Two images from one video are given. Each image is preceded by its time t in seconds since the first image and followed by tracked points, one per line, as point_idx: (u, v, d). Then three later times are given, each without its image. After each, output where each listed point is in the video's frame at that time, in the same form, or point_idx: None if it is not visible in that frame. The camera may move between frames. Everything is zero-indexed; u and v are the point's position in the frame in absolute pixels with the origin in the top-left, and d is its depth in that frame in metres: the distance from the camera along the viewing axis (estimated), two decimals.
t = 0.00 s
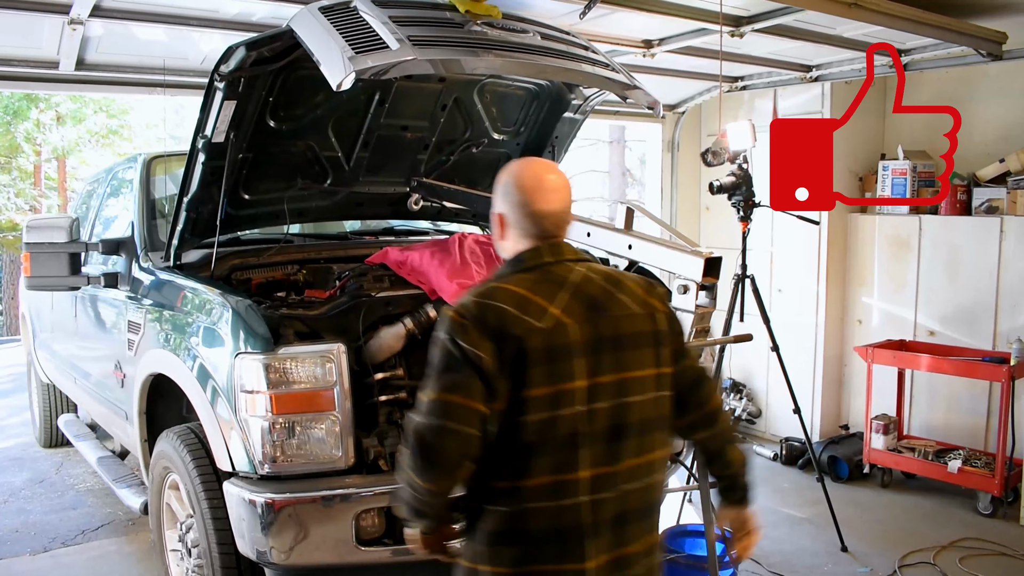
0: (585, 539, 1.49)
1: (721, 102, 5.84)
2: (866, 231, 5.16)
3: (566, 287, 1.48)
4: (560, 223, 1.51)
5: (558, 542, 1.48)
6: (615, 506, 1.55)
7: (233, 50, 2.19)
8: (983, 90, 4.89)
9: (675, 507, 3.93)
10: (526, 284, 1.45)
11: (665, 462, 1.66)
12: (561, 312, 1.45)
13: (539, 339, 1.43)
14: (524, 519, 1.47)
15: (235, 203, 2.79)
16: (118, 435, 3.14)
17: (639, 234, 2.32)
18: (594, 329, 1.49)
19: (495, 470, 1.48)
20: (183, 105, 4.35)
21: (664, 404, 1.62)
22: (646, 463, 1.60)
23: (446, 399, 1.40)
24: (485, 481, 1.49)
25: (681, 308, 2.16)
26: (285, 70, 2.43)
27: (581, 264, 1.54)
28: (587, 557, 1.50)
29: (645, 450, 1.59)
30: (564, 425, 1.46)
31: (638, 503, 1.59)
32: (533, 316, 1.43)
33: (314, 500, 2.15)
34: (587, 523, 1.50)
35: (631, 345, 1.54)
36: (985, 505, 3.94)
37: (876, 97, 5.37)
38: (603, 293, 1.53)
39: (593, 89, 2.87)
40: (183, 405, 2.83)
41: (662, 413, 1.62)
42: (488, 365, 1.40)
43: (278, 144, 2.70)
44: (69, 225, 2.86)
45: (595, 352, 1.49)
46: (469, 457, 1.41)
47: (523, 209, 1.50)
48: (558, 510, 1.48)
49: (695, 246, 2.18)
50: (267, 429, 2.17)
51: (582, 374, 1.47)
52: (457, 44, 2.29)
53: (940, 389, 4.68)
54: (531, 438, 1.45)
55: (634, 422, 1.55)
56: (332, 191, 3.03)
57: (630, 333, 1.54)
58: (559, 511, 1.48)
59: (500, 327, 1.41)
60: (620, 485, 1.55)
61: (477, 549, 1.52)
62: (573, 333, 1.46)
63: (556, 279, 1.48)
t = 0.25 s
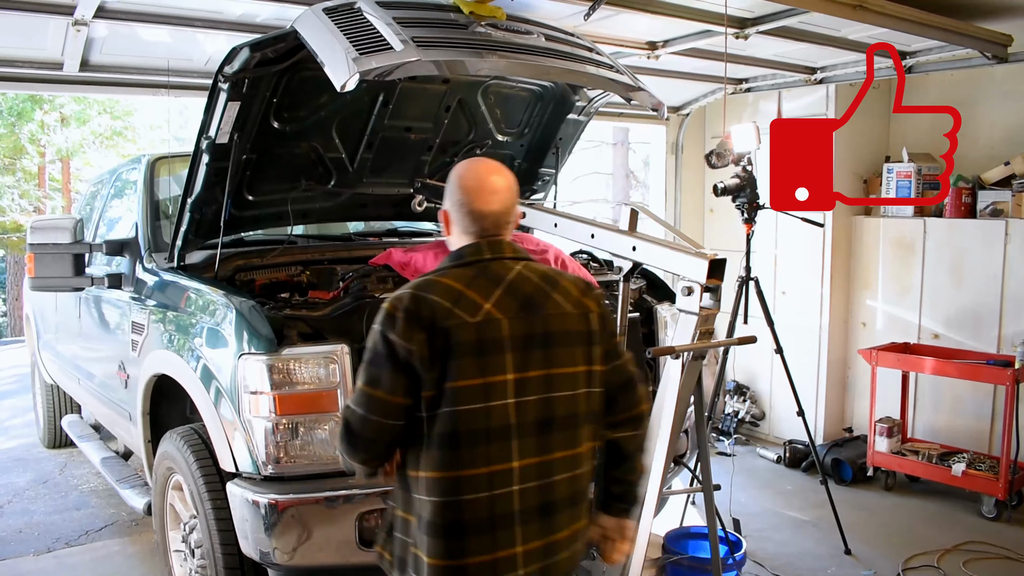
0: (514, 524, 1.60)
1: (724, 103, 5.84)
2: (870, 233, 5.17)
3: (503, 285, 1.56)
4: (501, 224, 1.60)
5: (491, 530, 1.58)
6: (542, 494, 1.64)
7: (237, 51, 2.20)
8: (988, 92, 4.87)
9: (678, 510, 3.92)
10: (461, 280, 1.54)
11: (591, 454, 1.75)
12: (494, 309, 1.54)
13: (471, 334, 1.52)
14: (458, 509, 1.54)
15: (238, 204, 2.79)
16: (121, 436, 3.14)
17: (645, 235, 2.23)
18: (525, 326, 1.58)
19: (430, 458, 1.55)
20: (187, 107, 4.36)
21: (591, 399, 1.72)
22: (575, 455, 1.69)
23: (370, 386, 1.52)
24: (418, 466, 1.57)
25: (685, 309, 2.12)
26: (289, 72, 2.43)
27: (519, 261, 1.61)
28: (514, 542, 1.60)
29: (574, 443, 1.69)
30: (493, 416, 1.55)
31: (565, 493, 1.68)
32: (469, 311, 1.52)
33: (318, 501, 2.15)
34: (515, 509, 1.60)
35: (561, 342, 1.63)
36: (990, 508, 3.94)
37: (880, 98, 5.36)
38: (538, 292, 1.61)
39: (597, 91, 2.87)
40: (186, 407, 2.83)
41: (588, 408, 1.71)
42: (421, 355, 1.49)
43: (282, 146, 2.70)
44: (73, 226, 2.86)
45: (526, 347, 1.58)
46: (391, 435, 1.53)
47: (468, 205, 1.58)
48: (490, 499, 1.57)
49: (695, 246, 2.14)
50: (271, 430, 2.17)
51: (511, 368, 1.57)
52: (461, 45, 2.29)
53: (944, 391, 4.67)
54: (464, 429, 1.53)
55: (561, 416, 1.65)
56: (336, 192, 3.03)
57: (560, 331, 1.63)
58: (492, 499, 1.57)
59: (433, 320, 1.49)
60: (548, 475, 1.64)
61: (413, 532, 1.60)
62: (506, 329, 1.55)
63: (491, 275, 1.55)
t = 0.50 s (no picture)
0: (465, 506, 1.69)
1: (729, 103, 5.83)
2: (874, 233, 5.16)
3: (464, 286, 1.67)
4: (468, 225, 1.70)
5: (445, 509, 1.68)
6: (494, 480, 1.73)
7: (242, 51, 2.20)
8: (992, 92, 4.87)
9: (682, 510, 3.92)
10: (425, 278, 1.65)
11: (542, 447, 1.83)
12: (454, 308, 1.66)
13: (429, 330, 1.63)
14: (411, 486, 1.66)
15: (243, 203, 2.79)
16: (126, 435, 3.15)
17: (650, 235, 2.19)
18: (484, 326, 1.68)
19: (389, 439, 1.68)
20: (191, 106, 4.36)
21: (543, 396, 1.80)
22: (528, 446, 1.78)
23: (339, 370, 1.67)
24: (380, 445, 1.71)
25: (690, 308, 2.12)
26: (293, 71, 2.43)
27: (484, 263, 1.72)
28: (466, 522, 1.70)
29: (525, 435, 1.77)
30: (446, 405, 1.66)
31: (516, 480, 1.76)
32: (429, 306, 1.64)
33: (322, 500, 2.15)
34: (466, 492, 1.70)
35: (517, 341, 1.72)
36: (995, 509, 3.93)
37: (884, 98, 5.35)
38: (499, 294, 1.71)
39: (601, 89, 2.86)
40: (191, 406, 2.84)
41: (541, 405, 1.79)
42: (379, 345, 1.62)
43: (286, 145, 2.70)
44: (77, 225, 2.86)
45: (481, 345, 1.68)
46: (357, 415, 1.68)
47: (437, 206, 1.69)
48: (442, 481, 1.67)
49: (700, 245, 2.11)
50: (275, 429, 2.17)
51: (466, 364, 1.67)
52: (465, 44, 2.29)
53: (949, 391, 4.66)
54: (419, 417, 1.64)
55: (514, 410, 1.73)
56: (340, 192, 3.03)
57: (516, 331, 1.72)
58: (445, 481, 1.68)
59: (395, 313, 1.62)
60: (500, 462, 1.73)
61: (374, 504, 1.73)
62: (465, 327, 1.66)
63: (454, 275, 1.66)
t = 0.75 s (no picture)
0: (419, 470, 1.73)
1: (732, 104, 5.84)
2: (879, 232, 5.16)
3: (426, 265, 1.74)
4: (428, 210, 1.72)
5: (398, 471, 1.74)
6: (450, 448, 1.75)
7: (246, 54, 2.20)
8: (996, 91, 4.86)
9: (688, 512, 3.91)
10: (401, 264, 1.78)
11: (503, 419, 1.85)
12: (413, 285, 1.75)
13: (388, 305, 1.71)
14: (369, 448, 1.74)
15: (248, 207, 2.79)
16: (131, 439, 3.15)
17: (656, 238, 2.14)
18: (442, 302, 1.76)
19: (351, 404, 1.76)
20: (195, 110, 4.37)
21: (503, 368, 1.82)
22: (489, 417, 1.80)
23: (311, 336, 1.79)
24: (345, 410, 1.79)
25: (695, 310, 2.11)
26: (298, 74, 2.43)
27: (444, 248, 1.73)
28: (419, 486, 1.74)
29: (485, 406, 1.79)
30: (401, 373, 1.70)
31: (475, 450, 1.79)
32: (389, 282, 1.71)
33: (327, 503, 2.15)
34: (421, 456, 1.74)
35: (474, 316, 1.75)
36: (1002, 509, 3.92)
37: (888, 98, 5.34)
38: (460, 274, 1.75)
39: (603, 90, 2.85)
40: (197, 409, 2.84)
41: (501, 378, 1.82)
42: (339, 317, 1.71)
43: (291, 149, 2.70)
44: (82, 230, 2.87)
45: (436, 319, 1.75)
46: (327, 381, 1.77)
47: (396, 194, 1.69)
48: (397, 445, 1.73)
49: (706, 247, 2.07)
50: (280, 433, 2.16)
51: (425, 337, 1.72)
52: (469, 47, 2.28)
53: (955, 391, 4.65)
54: (379, 385, 1.71)
55: (472, 382, 1.76)
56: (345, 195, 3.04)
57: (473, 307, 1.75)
58: (400, 446, 1.73)
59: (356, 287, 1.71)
60: (457, 431, 1.75)
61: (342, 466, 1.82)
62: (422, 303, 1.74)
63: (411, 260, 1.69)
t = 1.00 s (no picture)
0: (373, 459, 1.79)
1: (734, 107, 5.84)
2: (882, 234, 5.16)
3: (376, 261, 1.79)
4: (384, 212, 1.80)
5: (354, 461, 1.81)
6: (402, 438, 1.79)
7: (249, 57, 2.20)
8: (998, 93, 4.86)
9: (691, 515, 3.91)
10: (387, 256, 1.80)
11: (464, 410, 1.85)
12: (364, 280, 1.80)
13: (340, 299, 1.80)
14: (328, 436, 1.83)
15: (250, 209, 2.79)
16: (134, 441, 3.15)
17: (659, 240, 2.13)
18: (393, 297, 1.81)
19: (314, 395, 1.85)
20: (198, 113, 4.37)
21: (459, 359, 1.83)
22: (444, 408, 1.81)
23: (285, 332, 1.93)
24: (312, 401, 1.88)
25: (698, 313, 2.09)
26: (301, 77, 2.43)
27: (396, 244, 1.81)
28: (375, 474, 1.80)
29: (438, 397, 1.80)
30: (351, 365, 1.77)
31: (428, 441, 1.80)
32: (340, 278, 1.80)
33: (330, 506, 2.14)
34: (374, 447, 1.79)
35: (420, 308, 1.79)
36: (1005, 512, 3.91)
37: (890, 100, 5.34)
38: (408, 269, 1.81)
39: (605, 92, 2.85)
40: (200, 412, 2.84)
41: (456, 369, 1.82)
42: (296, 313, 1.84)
43: (294, 151, 2.71)
44: (85, 232, 2.87)
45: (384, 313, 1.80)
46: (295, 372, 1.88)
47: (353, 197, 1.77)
48: (352, 435, 1.80)
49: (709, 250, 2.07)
50: (283, 435, 2.15)
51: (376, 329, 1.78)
52: (471, 50, 2.28)
53: (958, 393, 4.65)
54: (332, 375, 1.80)
55: (422, 372, 1.78)
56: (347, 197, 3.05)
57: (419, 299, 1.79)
58: (354, 435, 1.80)
59: (311, 283, 1.82)
60: (410, 420, 1.78)
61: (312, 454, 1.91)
62: (371, 299, 1.81)
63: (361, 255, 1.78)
